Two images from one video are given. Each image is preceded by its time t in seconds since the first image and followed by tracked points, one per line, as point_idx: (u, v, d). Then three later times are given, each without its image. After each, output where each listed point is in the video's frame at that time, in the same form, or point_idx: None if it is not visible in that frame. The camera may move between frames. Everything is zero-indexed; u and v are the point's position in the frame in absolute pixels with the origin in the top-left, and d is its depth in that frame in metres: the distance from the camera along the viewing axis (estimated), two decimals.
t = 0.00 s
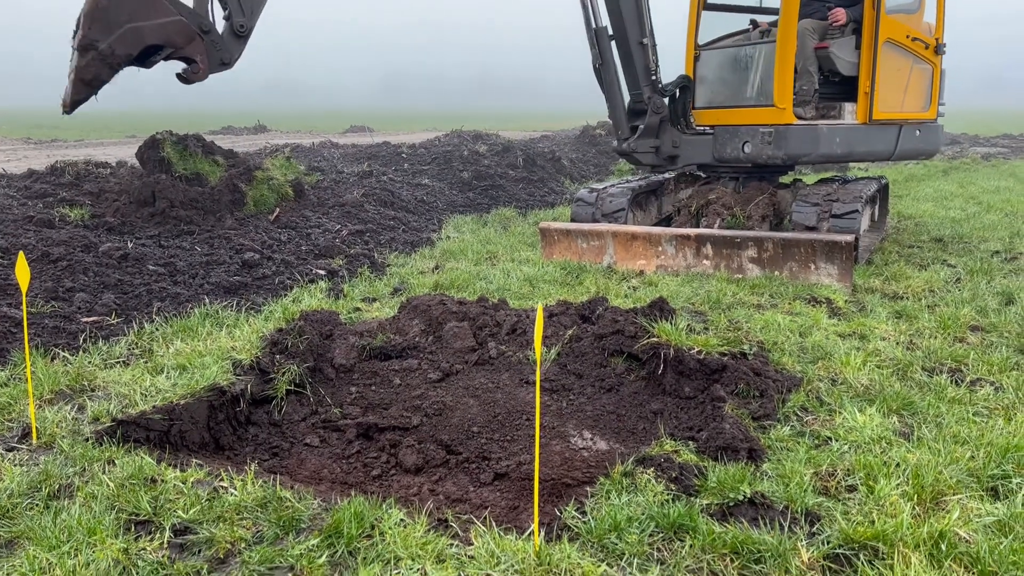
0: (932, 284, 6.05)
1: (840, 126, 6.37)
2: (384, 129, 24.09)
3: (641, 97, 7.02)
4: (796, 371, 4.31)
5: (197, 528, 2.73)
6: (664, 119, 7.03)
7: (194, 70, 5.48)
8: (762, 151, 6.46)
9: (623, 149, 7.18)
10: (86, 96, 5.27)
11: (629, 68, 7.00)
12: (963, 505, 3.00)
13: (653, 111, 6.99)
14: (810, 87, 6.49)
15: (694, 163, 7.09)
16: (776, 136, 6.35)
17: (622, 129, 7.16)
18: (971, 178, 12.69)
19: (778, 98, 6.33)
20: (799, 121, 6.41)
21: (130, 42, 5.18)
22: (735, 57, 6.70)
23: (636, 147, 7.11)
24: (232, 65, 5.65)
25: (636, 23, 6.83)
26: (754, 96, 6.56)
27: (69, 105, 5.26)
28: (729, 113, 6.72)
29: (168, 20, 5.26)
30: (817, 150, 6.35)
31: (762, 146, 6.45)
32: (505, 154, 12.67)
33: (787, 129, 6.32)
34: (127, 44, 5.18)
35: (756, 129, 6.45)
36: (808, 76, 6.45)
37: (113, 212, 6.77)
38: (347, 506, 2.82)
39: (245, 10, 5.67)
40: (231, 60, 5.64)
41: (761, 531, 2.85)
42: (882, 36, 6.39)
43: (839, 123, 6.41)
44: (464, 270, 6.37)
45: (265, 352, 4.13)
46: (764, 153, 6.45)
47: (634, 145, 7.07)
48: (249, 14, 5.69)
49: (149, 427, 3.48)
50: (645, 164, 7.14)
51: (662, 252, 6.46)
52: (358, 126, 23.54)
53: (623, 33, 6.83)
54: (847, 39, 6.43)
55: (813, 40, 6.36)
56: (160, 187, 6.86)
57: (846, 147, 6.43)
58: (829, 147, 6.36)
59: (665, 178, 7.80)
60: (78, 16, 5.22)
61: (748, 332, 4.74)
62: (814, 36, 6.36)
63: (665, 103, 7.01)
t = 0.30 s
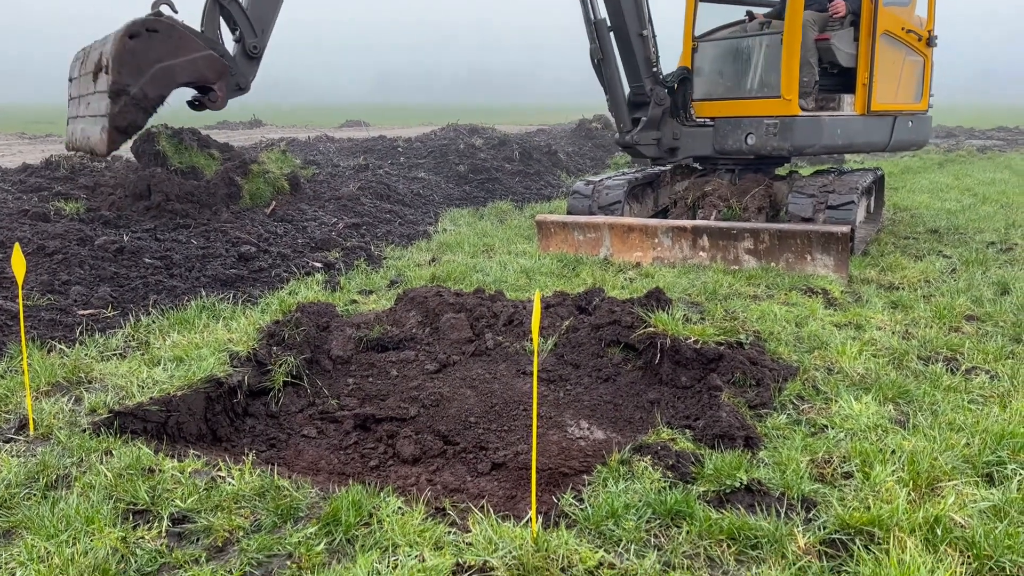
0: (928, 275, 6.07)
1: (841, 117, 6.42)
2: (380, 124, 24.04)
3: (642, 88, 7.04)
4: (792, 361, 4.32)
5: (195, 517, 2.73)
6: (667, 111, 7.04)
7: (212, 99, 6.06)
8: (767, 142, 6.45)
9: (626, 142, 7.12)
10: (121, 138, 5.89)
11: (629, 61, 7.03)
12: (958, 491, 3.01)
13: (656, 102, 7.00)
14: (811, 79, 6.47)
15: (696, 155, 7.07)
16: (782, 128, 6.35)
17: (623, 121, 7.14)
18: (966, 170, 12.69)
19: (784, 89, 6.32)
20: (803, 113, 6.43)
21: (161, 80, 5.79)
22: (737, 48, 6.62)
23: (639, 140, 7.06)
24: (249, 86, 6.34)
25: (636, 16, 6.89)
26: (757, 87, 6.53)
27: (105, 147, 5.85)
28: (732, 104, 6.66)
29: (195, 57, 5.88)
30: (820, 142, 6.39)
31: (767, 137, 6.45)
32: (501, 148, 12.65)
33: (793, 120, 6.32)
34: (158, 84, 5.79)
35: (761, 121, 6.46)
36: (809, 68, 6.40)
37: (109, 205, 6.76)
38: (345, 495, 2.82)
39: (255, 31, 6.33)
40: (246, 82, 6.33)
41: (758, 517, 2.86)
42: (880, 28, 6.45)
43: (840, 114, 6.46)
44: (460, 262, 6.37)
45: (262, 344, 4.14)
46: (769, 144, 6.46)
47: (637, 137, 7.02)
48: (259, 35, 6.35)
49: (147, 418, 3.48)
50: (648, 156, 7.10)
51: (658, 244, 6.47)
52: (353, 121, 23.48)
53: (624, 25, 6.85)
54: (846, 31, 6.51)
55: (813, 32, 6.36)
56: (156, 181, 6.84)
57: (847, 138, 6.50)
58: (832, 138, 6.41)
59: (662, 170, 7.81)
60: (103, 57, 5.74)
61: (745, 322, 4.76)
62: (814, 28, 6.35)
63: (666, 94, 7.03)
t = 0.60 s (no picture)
0: (924, 268, 6.09)
1: (842, 111, 6.47)
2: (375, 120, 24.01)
3: (644, 82, 7.01)
4: (788, 352, 4.34)
5: (195, 508, 2.74)
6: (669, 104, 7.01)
7: (237, 122, 5.84)
8: (771, 136, 6.49)
9: (627, 136, 7.12)
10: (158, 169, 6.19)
11: (630, 54, 6.98)
12: (954, 479, 3.03)
13: (658, 96, 6.95)
14: (811, 73, 6.48)
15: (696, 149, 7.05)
16: (787, 122, 6.37)
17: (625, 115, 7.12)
18: (961, 164, 12.74)
19: (789, 83, 6.32)
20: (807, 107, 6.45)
21: (201, 112, 5.83)
22: (738, 41, 6.62)
23: (641, 134, 7.05)
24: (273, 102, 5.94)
25: (637, 10, 6.83)
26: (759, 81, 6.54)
27: (151, 185, 6.26)
28: (732, 98, 6.67)
29: (231, 83, 5.70)
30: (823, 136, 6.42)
31: (771, 131, 6.48)
32: (497, 143, 12.66)
33: (798, 114, 6.33)
34: (201, 115, 5.84)
35: (765, 115, 6.49)
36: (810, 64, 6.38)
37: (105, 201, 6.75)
38: (343, 485, 2.83)
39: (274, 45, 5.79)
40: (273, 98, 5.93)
41: (755, 505, 2.88)
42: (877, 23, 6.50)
43: (841, 108, 6.50)
44: (457, 256, 6.37)
45: (260, 338, 4.14)
46: (773, 137, 6.49)
47: (640, 132, 7.01)
48: (279, 51, 5.82)
49: (145, 411, 3.48)
50: (649, 150, 7.09)
51: (655, 238, 6.48)
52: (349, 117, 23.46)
53: (626, 19, 6.79)
54: (845, 25, 6.53)
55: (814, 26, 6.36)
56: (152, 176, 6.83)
57: (847, 131, 6.55)
58: (833, 132, 6.45)
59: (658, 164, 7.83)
60: (145, 87, 5.82)
61: (741, 314, 4.77)
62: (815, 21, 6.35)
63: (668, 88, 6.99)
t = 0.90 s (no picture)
0: (919, 263, 6.11)
1: (841, 107, 6.53)
2: (371, 118, 23.99)
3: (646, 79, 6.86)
4: (784, 347, 4.35)
5: (192, 504, 2.74)
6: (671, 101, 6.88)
7: (264, 127, 6.30)
8: (773, 132, 6.53)
9: (630, 133, 6.97)
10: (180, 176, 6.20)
11: (633, 50, 6.81)
12: (948, 472, 3.04)
13: (661, 93, 6.82)
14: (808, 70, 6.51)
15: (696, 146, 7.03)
16: (790, 118, 6.42)
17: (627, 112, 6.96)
18: (956, 160, 12.77)
19: (792, 79, 6.36)
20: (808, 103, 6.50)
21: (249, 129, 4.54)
22: (737, 37, 6.61)
23: (643, 131, 6.92)
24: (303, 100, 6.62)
25: (640, 5, 6.67)
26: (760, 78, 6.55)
27: (189, 199, 6.19)
28: (733, 95, 6.68)
29: (269, 91, 6.19)
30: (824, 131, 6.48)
31: (773, 127, 6.51)
32: (493, 140, 12.66)
33: (801, 110, 6.38)
34: (240, 124, 6.14)
35: (767, 111, 6.51)
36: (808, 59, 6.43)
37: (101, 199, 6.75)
38: (341, 481, 2.84)
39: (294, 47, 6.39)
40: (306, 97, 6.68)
41: (751, 499, 2.89)
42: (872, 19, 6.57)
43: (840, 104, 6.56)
44: (453, 253, 6.37)
45: (256, 335, 4.15)
46: (775, 133, 6.53)
47: (642, 128, 6.89)
48: (297, 53, 6.42)
49: (141, 408, 3.48)
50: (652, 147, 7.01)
51: (651, 234, 6.49)
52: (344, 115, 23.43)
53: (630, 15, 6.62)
54: (842, 22, 6.59)
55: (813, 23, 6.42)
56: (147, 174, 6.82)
57: (844, 127, 6.60)
58: (833, 128, 6.51)
59: (654, 161, 7.84)
60: (178, 98, 5.88)
61: (737, 310, 4.79)
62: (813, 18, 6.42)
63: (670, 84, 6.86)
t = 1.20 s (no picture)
0: (913, 261, 6.13)
1: (840, 106, 6.58)
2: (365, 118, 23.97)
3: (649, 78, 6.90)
4: (779, 345, 4.36)
5: (189, 502, 2.74)
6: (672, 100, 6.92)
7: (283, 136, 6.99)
8: (775, 131, 6.56)
9: (633, 132, 6.98)
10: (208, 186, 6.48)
11: (635, 49, 6.85)
12: (942, 468, 3.05)
13: (663, 91, 6.86)
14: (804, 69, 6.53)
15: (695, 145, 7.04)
16: (792, 117, 6.44)
17: (630, 111, 6.97)
18: (951, 159, 12.80)
19: (795, 78, 6.38)
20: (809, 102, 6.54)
21: (278, 140, 4.20)
22: (736, 36, 6.61)
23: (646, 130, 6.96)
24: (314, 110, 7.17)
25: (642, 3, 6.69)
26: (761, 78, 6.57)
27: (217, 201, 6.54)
28: (733, 94, 6.69)
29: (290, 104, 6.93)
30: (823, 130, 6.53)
31: (774, 125, 6.54)
32: (489, 139, 12.66)
33: (803, 109, 6.40)
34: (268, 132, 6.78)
35: (769, 109, 6.53)
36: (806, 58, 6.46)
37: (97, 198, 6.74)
38: (338, 478, 2.85)
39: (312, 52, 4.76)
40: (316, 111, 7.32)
41: (747, 495, 2.90)
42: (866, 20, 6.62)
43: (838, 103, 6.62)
44: (450, 253, 6.37)
45: (253, 334, 4.15)
46: (777, 132, 6.55)
47: (645, 128, 6.91)
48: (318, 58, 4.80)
49: (137, 407, 3.48)
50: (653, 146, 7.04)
51: (646, 233, 6.50)
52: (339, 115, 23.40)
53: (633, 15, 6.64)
54: (838, 22, 6.62)
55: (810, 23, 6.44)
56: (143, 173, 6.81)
57: (841, 126, 6.67)
58: (832, 127, 6.56)
59: (650, 160, 7.86)
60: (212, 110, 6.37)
61: (732, 308, 4.80)
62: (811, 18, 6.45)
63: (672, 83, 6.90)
